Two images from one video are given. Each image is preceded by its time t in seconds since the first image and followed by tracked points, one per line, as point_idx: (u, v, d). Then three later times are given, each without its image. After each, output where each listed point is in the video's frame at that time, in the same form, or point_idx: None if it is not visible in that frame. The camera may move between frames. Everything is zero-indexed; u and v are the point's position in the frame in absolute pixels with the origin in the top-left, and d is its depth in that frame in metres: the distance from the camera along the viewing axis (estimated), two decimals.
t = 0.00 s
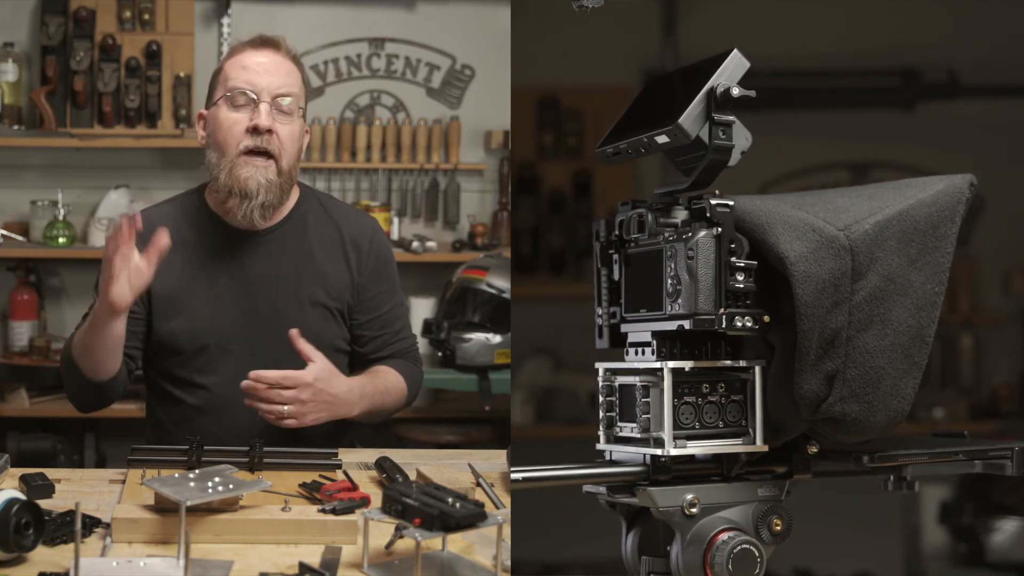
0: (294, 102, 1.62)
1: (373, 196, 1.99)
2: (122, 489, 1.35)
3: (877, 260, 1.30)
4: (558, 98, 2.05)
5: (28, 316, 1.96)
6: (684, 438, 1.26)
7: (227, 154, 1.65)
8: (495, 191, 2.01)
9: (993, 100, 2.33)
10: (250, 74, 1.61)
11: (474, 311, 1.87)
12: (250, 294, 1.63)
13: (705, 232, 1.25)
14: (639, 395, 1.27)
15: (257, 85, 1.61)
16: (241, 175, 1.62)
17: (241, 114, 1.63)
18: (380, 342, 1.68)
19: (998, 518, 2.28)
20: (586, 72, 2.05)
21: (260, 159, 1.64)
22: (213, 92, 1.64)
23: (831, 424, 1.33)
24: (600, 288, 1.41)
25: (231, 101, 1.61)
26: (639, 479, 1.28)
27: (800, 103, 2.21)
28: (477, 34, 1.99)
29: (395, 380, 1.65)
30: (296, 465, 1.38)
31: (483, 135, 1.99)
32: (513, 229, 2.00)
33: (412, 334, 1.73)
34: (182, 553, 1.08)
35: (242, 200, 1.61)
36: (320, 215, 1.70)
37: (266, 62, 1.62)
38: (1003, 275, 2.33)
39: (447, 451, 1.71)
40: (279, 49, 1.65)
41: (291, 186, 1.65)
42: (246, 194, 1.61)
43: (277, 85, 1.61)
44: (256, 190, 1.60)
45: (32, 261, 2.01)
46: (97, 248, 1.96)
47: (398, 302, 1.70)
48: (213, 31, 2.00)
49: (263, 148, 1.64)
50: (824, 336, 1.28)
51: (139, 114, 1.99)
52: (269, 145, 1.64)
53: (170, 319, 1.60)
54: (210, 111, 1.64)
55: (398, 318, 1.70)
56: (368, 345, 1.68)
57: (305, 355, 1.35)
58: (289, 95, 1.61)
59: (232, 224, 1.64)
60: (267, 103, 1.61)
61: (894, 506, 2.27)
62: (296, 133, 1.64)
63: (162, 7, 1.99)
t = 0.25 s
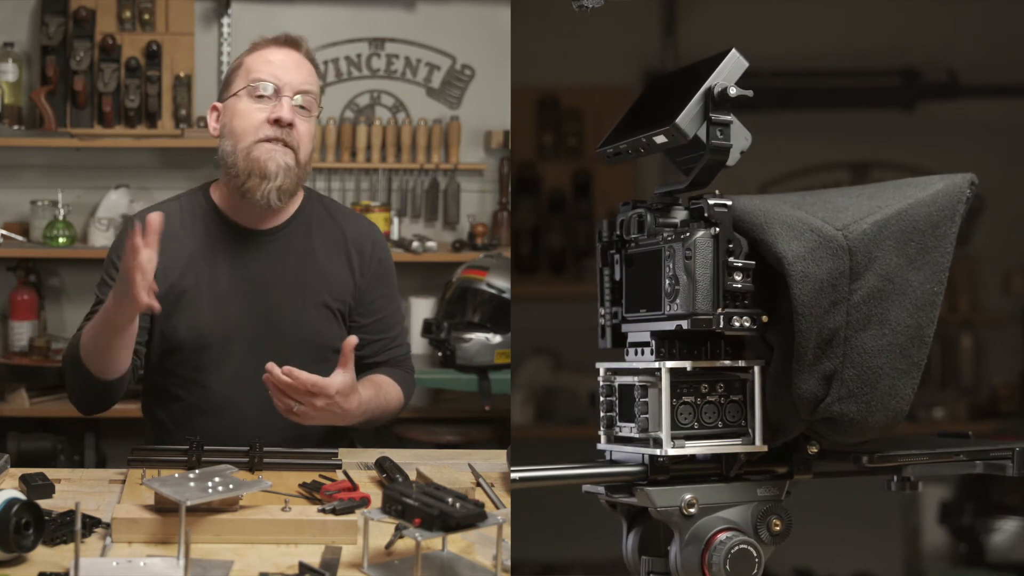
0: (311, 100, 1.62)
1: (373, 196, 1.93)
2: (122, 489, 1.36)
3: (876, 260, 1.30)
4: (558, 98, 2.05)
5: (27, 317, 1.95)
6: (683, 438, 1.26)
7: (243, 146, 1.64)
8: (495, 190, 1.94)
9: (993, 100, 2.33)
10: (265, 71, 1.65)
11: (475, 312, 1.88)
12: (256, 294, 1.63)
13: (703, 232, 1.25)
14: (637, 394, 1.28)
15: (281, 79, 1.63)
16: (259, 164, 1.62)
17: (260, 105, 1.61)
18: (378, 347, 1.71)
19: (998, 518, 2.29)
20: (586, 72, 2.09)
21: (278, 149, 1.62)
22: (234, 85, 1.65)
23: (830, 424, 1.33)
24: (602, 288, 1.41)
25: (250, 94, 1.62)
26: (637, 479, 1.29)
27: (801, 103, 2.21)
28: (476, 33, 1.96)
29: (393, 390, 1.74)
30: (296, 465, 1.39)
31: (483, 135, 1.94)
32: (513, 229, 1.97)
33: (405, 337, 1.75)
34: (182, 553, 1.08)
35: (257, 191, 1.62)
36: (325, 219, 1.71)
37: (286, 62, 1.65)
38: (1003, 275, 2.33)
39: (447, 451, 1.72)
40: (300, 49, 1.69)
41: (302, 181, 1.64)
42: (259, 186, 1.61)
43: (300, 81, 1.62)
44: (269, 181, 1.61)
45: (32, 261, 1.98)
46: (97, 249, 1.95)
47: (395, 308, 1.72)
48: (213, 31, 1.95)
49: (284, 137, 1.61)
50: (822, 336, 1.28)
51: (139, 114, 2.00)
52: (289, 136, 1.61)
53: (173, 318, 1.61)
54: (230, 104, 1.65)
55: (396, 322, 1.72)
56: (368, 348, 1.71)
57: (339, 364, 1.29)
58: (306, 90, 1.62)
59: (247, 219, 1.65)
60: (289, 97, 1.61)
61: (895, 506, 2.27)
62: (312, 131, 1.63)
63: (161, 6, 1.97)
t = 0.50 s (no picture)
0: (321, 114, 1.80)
1: (373, 196, 1.85)
2: (121, 489, 1.37)
3: (874, 260, 1.30)
4: (558, 98, 2.04)
5: (27, 317, 1.88)
6: (681, 438, 1.26)
7: (252, 153, 1.75)
8: (495, 190, 1.89)
9: (993, 100, 2.33)
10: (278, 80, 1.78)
11: (475, 311, 1.85)
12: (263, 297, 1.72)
13: (701, 232, 1.25)
14: (636, 394, 1.28)
15: (290, 91, 1.77)
16: (269, 175, 1.74)
17: (270, 117, 1.75)
18: (385, 349, 1.80)
19: (998, 517, 2.29)
20: (586, 72, 2.08)
21: (287, 162, 1.76)
22: (241, 93, 1.77)
23: (828, 424, 1.33)
24: (604, 289, 1.40)
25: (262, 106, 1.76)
26: (636, 479, 1.29)
27: (801, 103, 2.20)
28: (477, 32, 1.91)
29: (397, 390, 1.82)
30: (296, 466, 1.40)
31: (483, 135, 1.88)
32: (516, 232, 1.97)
33: (415, 340, 1.82)
34: (182, 553, 1.10)
35: (270, 198, 1.73)
36: (327, 223, 1.77)
37: (300, 73, 1.79)
38: (1003, 275, 2.33)
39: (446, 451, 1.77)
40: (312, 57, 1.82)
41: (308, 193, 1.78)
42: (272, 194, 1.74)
43: (308, 94, 1.79)
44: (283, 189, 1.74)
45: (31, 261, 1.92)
46: (98, 249, 1.83)
47: (400, 309, 1.80)
48: (213, 32, 1.85)
49: (292, 151, 1.77)
50: (819, 336, 1.28)
51: (139, 114, 1.90)
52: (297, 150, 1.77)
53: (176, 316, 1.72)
54: (238, 111, 1.77)
55: (399, 326, 1.80)
56: (372, 351, 1.79)
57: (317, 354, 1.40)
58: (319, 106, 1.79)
59: (257, 224, 1.72)
60: (298, 109, 1.77)
61: (895, 507, 2.27)
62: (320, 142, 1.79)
63: (161, 6, 1.89)
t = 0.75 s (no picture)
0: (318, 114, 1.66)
1: (373, 196, 1.92)
2: (122, 490, 1.37)
3: (872, 260, 1.29)
4: (558, 98, 2.05)
5: (27, 317, 1.96)
6: (680, 438, 1.27)
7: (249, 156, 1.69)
8: (495, 190, 1.94)
9: (993, 100, 2.32)
10: (278, 82, 1.68)
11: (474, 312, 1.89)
12: (264, 299, 1.70)
13: (699, 232, 1.25)
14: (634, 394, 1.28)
15: (283, 93, 1.66)
16: (264, 179, 1.66)
17: (265, 119, 1.67)
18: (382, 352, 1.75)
19: (998, 518, 2.29)
20: (586, 72, 2.08)
21: (282, 163, 1.67)
22: (238, 95, 1.69)
23: (826, 424, 1.33)
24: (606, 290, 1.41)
25: (256, 108, 1.67)
26: (634, 479, 1.29)
27: (799, 103, 2.21)
28: (477, 32, 1.96)
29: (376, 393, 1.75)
30: (296, 466, 1.40)
31: (483, 135, 1.94)
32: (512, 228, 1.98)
33: (416, 342, 1.85)
34: (182, 553, 1.10)
35: (263, 201, 1.65)
36: (327, 224, 1.75)
37: (301, 76, 1.68)
38: (1003, 275, 2.33)
39: (448, 451, 1.75)
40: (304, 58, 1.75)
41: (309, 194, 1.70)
42: (266, 197, 1.65)
43: (302, 96, 1.65)
44: (277, 191, 1.65)
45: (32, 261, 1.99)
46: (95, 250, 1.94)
47: (398, 314, 1.77)
48: (213, 32, 1.94)
49: (287, 152, 1.68)
50: (817, 336, 1.28)
51: (139, 114, 1.98)
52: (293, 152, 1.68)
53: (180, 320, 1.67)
54: (236, 114, 1.70)
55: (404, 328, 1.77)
56: (367, 355, 1.74)
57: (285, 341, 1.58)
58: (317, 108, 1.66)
59: (252, 227, 1.68)
60: (293, 111, 1.65)
61: (896, 507, 2.27)
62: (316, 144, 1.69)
63: (161, 7, 1.96)
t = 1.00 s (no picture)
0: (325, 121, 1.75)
1: (373, 196, 1.92)
2: (122, 490, 1.37)
3: (870, 260, 1.29)
4: (558, 98, 2.05)
5: (27, 317, 1.96)
6: (678, 438, 1.27)
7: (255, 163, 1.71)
8: (495, 190, 1.94)
9: (993, 101, 2.31)
10: (285, 89, 1.73)
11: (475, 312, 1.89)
12: (270, 303, 1.72)
13: (697, 232, 1.25)
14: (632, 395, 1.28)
15: (291, 102, 1.71)
16: (273, 187, 1.70)
17: (273, 129, 1.70)
18: (391, 353, 1.82)
19: (998, 518, 2.29)
20: (586, 72, 2.07)
21: (289, 171, 1.72)
22: (243, 101, 1.73)
23: (824, 425, 1.32)
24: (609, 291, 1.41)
25: (261, 115, 1.71)
26: (633, 479, 1.29)
27: (799, 103, 2.20)
28: (477, 32, 1.96)
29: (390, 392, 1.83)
30: (296, 466, 1.40)
31: (483, 135, 1.94)
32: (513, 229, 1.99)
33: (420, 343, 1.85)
34: (182, 553, 1.10)
35: (272, 210, 1.69)
36: (331, 227, 1.78)
37: (308, 81, 1.75)
38: (1003, 275, 2.33)
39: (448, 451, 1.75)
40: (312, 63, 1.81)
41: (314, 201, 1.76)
42: (275, 204, 1.69)
43: (311, 104, 1.72)
44: (286, 199, 1.69)
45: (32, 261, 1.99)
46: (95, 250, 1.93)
47: (404, 313, 1.82)
48: (213, 32, 1.94)
49: (294, 160, 1.73)
50: (814, 336, 1.28)
51: (139, 114, 1.98)
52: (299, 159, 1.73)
53: (185, 325, 1.69)
54: (239, 119, 1.73)
55: (408, 329, 1.83)
56: (377, 354, 1.81)
57: (310, 358, 1.71)
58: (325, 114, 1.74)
59: (258, 233, 1.71)
60: (302, 120, 1.71)
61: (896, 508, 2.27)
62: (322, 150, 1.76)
63: (161, 7, 1.96)
